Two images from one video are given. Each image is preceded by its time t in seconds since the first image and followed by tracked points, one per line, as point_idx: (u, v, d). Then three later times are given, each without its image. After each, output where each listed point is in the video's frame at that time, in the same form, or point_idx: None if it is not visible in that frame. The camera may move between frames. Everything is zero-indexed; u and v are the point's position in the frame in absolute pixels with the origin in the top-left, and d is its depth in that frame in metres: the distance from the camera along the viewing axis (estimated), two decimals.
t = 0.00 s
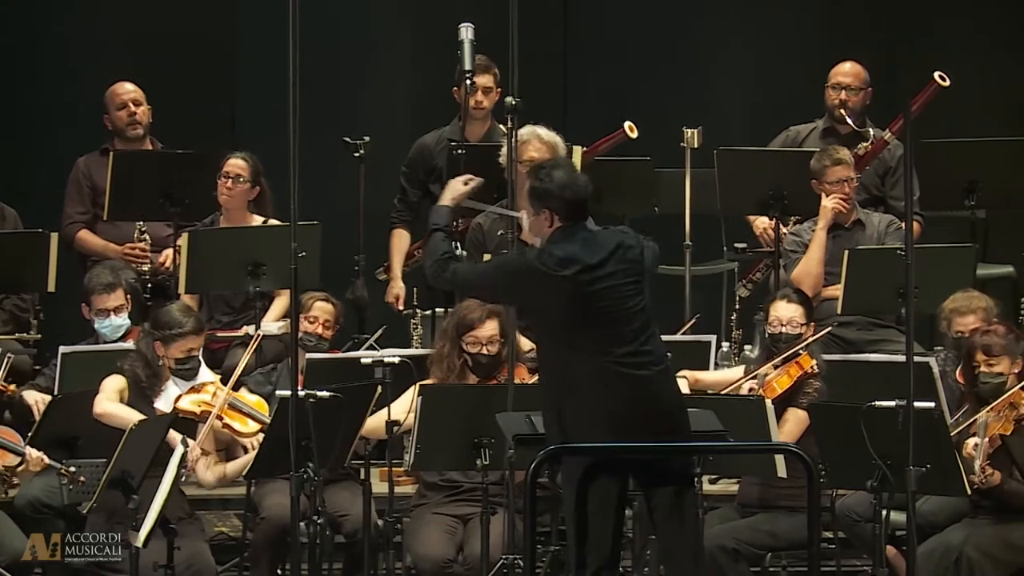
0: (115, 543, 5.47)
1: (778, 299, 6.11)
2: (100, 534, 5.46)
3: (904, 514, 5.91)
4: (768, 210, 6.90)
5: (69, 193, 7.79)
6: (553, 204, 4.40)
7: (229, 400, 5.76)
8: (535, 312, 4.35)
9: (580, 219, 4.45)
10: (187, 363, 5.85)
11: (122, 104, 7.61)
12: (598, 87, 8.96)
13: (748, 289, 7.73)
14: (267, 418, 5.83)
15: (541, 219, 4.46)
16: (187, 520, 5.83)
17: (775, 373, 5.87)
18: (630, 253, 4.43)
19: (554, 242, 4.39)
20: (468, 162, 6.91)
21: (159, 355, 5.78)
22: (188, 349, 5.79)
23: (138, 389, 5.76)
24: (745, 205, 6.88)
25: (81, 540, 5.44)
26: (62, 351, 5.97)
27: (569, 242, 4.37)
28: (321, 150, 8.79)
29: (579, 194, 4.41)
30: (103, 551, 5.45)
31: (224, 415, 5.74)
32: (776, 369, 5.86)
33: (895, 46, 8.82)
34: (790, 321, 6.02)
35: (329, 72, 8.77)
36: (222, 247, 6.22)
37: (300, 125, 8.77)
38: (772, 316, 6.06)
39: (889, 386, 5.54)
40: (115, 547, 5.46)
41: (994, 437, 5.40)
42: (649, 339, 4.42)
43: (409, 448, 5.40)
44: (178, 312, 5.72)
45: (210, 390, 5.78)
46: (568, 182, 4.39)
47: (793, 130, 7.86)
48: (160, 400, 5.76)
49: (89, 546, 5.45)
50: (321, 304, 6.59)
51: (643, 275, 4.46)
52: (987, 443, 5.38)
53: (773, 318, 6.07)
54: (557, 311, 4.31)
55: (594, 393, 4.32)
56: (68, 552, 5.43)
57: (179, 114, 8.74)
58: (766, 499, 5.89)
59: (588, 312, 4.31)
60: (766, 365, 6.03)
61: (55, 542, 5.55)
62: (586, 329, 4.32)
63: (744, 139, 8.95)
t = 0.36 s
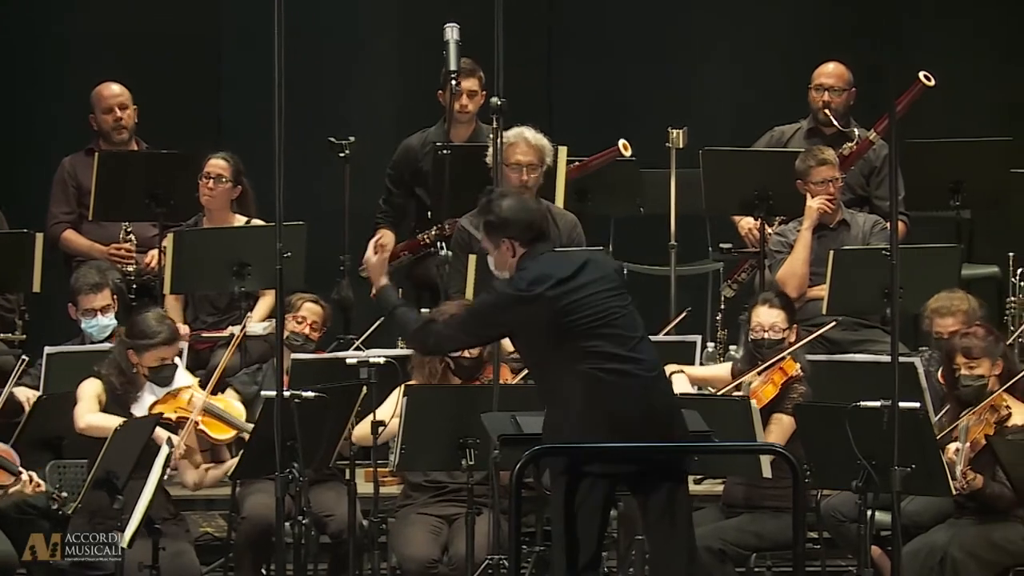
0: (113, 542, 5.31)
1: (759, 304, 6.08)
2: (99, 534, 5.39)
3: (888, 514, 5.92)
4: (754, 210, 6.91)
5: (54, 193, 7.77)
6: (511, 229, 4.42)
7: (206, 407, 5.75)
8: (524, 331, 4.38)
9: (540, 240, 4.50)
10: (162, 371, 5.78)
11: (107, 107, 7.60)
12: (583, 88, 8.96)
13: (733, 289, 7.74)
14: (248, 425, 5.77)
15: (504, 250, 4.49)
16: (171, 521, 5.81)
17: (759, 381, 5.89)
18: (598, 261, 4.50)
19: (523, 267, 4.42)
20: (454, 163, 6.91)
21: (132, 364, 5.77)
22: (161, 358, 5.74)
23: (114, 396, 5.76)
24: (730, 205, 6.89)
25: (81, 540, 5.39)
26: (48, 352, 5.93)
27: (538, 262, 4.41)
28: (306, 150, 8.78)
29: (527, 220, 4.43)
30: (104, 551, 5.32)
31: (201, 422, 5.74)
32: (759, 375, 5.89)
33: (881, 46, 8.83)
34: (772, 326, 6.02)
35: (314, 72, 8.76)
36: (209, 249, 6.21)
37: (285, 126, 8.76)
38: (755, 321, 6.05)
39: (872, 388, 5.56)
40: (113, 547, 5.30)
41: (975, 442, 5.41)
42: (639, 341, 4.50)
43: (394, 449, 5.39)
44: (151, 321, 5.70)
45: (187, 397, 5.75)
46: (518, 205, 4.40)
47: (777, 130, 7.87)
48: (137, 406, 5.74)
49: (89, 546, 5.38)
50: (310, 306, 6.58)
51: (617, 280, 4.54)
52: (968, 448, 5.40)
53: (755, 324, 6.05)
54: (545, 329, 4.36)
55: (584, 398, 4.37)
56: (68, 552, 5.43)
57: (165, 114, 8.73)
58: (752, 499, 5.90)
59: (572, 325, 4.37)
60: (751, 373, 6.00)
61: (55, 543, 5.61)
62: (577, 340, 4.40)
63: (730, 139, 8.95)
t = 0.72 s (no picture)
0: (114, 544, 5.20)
1: (736, 305, 6.06)
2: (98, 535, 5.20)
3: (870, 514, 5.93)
4: (736, 210, 6.92)
5: (35, 193, 7.74)
6: (504, 233, 4.42)
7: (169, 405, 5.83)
8: (519, 334, 4.40)
9: (534, 244, 4.51)
10: (121, 370, 5.73)
11: (89, 108, 7.58)
12: (564, 89, 8.97)
13: (715, 290, 7.75)
14: (210, 422, 5.88)
15: (497, 255, 4.49)
16: (151, 522, 5.79)
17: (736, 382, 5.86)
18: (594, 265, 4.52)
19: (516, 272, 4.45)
20: (435, 163, 6.89)
21: (91, 365, 5.71)
22: (119, 358, 5.69)
23: (78, 399, 5.72)
24: (712, 205, 6.90)
25: (81, 540, 5.21)
26: (30, 351, 6.03)
27: (531, 266, 4.44)
28: (288, 151, 8.77)
29: (520, 222, 4.42)
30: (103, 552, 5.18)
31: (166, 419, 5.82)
32: (737, 378, 5.85)
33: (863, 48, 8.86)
34: (749, 329, 5.99)
35: (294, 72, 8.74)
36: (188, 252, 6.18)
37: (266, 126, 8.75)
38: (732, 323, 6.02)
39: (852, 388, 5.58)
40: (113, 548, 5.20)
41: (952, 444, 5.46)
42: (636, 344, 4.49)
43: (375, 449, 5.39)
44: (108, 321, 5.62)
45: (151, 395, 5.82)
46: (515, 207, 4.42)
47: (757, 131, 7.88)
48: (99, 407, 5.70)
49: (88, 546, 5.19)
50: (289, 306, 6.57)
51: (613, 285, 4.55)
52: (946, 450, 5.46)
53: (733, 325, 6.03)
54: (541, 331, 4.37)
55: (578, 401, 4.36)
56: (69, 552, 5.23)
57: (146, 114, 8.70)
58: (732, 498, 5.92)
59: (568, 327, 4.38)
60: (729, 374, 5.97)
61: (54, 542, 5.34)
62: (573, 343, 4.39)
63: (711, 140, 8.96)
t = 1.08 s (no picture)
0: (112, 542, 5.38)
1: (713, 303, 6.08)
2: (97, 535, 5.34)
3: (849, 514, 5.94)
4: (715, 211, 6.93)
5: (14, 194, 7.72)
6: (543, 209, 4.39)
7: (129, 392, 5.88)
8: (536, 318, 4.35)
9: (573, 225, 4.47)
10: (81, 362, 5.71)
11: (68, 107, 7.56)
12: (544, 89, 8.97)
13: (694, 289, 7.77)
14: (167, 405, 5.94)
15: (533, 225, 4.46)
16: (132, 525, 5.75)
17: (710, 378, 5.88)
18: (623, 263, 4.46)
19: (546, 255, 4.42)
20: (415, 163, 6.87)
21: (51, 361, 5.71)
22: (77, 349, 5.68)
23: (42, 398, 5.72)
24: (692, 206, 6.90)
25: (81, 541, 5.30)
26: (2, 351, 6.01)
27: (563, 252, 4.40)
28: (267, 151, 8.75)
29: (567, 201, 4.41)
30: (101, 551, 5.34)
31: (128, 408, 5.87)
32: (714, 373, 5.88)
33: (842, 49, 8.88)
34: (726, 325, 6.02)
35: (274, 72, 8.73)
36: (167, 252, 6.14)
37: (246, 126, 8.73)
38: (709, 320, 6.05)
39: (832, 388, 5.58)
40: (111, 546, 5.38)
41: (934, 440, 5.47)
42: (636, 347, 4.43)
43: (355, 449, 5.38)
44: (64, 314, 5.62)
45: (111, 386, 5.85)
46: (561, 188, 4.40)
47: (737, 131, 7.89)
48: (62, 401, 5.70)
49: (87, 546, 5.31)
50: (263, 305, 6.56)
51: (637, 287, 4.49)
52: (927, 446, 5.42)
53: (709, 322, 6.05)
54: (561, 317, 4.33)
55: (571, 399, 4.34)
56: (67, 552, 5.29)
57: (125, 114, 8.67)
58: (710, 499, 5.93)
59: (586, 318, 4.35)
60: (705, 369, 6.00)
61: (54, 542, 5.36)
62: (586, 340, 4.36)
63: (690, 141, 8.97)
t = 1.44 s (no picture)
0: (115, 542, 5.53)
1: (694, 301, 6.12)
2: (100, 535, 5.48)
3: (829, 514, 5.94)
4: (695, 211, 6.95)
5: None
6: (594, 195, 4.28)
7: (100, 387, 5.86)
8: (554, 307, 4.23)
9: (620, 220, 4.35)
10: (55, 360, 5.72)
11: (48, 107, 7.52)
12: (524, 89, 8.97)
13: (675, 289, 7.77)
14: (139, 397, 5.88)
15: (578, 207, 4.34)
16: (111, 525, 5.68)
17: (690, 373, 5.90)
18: (653, 274, 4.32)
19: (581, 244, 4.30)
20: (395, 162, 6.86)
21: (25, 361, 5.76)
22: (51, 346, 5.71)
23: (14, 399, 5.75)
24: (672, 206, 6.91)
25: (84, 540, 5.41)
26: None
27: (601, 245, 4.29)
28: (246, 152, 8.72)
29: (621, 194, 4.30)
30: (104, 551, 5.50)
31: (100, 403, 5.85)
32: (693, 368, 5.90)
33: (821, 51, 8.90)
34: (706, 322, 6.06)
35: (254, 72, 8.71)
36: (146, 252, 6.13)
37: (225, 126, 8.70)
38: (689, 317, 6.07)
39: (811, 388, 5.59)
40: (114, 547, 5.53)
41: (920, 436, 5.48)
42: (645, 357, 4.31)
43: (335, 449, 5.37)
44: (37, 311, 5.68)
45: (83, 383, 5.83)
46: (617, 179, 4.29)
47: (716, 132, 7.91)
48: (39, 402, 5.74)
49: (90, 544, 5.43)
50: (237, 305, 6.55)
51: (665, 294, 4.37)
52: (913, 442, 5.42)
53: (689, 320, 6.07)
54: (580, 311, 4.20)
55: (568, 403, 4.21)
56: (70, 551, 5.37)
57: (105, 115, 8.64)
58: (687, 499, 5.92)
59: (605, 319, 4.22)
60: (683, 366, 6.02)
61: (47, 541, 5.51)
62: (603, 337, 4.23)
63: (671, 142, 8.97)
